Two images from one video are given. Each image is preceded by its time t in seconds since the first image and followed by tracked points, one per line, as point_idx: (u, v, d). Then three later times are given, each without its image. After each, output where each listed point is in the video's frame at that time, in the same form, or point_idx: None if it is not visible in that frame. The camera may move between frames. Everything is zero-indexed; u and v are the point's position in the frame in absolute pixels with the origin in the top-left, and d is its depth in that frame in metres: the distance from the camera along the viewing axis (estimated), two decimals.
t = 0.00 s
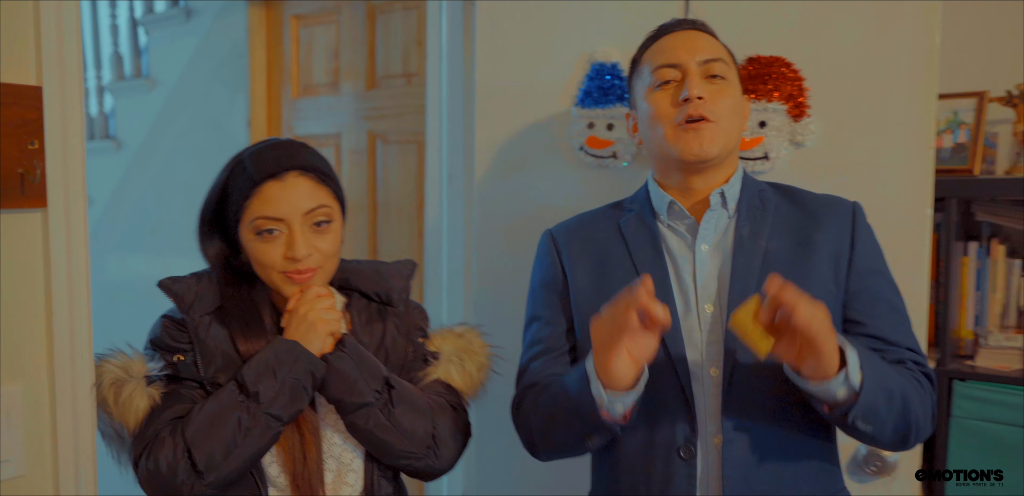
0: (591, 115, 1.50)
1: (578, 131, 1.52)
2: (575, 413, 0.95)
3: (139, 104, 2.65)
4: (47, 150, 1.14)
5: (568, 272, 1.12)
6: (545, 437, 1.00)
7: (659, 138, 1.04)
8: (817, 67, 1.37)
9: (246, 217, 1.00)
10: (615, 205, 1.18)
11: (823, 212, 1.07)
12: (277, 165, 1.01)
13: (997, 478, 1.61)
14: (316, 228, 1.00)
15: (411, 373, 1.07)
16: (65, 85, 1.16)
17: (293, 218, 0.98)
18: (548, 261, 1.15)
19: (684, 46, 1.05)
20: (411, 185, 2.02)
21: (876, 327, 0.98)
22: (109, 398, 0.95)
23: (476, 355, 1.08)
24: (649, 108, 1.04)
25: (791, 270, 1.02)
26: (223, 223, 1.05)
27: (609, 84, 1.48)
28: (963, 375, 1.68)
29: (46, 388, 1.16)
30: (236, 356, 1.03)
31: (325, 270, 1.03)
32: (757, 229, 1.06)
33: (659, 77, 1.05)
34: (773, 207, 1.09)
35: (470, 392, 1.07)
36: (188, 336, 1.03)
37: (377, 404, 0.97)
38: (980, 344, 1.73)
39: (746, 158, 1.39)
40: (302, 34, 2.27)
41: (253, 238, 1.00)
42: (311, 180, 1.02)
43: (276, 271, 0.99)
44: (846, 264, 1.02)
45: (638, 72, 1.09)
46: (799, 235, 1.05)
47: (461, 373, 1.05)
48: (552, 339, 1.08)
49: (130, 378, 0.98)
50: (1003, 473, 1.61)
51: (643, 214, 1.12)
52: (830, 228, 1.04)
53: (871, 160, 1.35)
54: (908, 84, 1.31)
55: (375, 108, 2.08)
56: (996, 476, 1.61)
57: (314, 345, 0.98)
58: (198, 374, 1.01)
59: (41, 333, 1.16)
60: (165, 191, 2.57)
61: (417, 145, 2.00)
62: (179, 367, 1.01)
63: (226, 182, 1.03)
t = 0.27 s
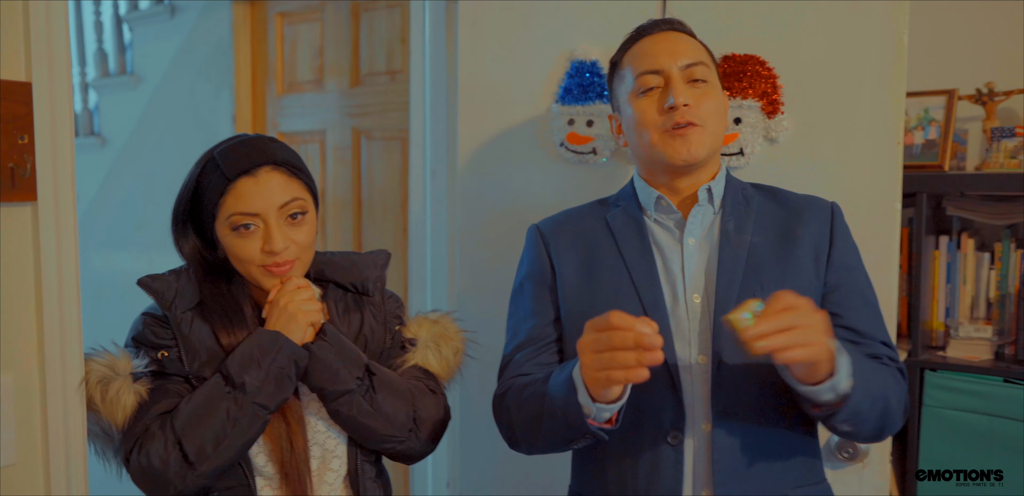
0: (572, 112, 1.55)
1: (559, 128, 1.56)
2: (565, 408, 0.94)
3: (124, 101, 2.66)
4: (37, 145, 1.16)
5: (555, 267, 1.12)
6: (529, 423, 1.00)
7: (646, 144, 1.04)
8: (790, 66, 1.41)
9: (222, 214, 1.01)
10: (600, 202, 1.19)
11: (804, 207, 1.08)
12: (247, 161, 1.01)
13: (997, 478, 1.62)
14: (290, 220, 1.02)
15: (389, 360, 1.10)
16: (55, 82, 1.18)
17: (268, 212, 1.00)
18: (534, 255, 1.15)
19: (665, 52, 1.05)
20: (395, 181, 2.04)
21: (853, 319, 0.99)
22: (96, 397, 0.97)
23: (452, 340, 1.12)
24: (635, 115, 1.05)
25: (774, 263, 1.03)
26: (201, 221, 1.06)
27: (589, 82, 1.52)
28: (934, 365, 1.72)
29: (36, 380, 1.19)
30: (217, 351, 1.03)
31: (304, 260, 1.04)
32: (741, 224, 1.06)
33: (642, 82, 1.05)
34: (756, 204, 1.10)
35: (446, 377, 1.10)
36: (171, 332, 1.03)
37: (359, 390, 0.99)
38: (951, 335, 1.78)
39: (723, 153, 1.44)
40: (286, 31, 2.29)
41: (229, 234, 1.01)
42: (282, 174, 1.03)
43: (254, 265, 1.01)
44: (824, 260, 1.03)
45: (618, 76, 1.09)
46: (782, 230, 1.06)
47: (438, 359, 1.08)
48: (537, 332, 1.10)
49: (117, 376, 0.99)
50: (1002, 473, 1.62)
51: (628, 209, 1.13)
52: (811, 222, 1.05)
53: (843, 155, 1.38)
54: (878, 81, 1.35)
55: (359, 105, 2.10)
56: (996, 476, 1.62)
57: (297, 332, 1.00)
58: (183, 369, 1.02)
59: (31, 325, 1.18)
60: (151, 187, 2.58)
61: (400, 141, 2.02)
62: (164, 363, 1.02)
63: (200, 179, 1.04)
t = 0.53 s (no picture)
0: (555, 110, 1.58)
1: (542, 126, 1.59)
2: (547, 430, 1.01)
3: (112, 99, 2.67)
4: (30, 141, 1.16)
5: (531, 263, 1.15)
6: (512, 433, 1.05)
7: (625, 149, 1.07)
8: (767, 67, 1.44)
9: (198, 205, 1.01)
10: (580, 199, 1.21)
11: (781, 213, 1.08)
12: (224, 151, 1.02)
13: (997, 478, 1.63)
14: (265, 209, 1.02)
15: (365, 355, 1.09)
16: (46, 79, 1.17)
17: (242, 201, 1.00)
18: (513, 254, 1.17)
19: (644, 57, 1.06)
20: (382, 179, 2.07)
21: (820, 324, 1.02)
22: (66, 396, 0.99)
23: (430, 334, 1.10)
24: (614, 119, 1.07)
25: (749, 268, 1.04)
26: (178, 215, 1.07)
27: (572, 81, 1.56)
28: (909, 358, 1.77)
29: (29, 377, 1.17)
30: (187, 347, 1.03)
31: (279, 251, 1.04)
32: (718, 228, 1.07)
33: (621, 87, 1.07)
34: (734, 207, 1.10)
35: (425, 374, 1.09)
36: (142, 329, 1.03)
37: (326, 388, 0.97)
38: (926, 329, 1.82)
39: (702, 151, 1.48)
40: (274, 30, 2.31)
41: (206, 225, 1.01)
42: (258, 164, 1.03)
43: (230, 254, 1.01)
44: (800, 267, 1.05)
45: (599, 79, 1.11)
46: (759, 234, 1.07)
47: (414, 353, 1.07)
48: (518, 330, 1.14)
49: (87, 374, 1.00)
50: (1002, 473, 1.62)
51: (604, 209, 1.14)
52: (788, 227, 1.07)
53: (818, 155, 1.42)
54: (853, 81, 1.39)
55: (346, 103, 2.13)
56: (995, 476, 1.63)
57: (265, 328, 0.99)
58: (152, 367, 1.03)
59: (23, 322, 1.17)
60: (138, 185, 2.59)
61: (387, 139, 2.05)
62: (133, 361, 1.02)
63: (177, 173, 1.05)
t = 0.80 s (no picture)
0: (545, 108, 1.60)
1: (532, 124, 1.61)
2: (522, 422, 1.04)
3: (104, 98, 2.68)
4: (29, 137, 1.19)
5: (515, 259, 1.17)
6: (493, 421, 1.08)
7: (606, 148, 1.08)
8: (752, 66, 1.47)
9: (182, 195, 1.02)
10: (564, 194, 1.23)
11: (757, 206, 1.10)
12: (202, 141, 1.04)
13: (997, 478, 1.64)
14: (246, 194, 1.03)
15: (357, 352, 1.09)
16: (46, 76, 1.20)
17: (223, 188, 1.01)
18: (498, 250, 1.20)
19: (625, 58, 1.07)
20: (374, 176, 2.09)
21: (795, 318, 1.04)
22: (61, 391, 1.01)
23: (424, 331, 1.10)
24: (595, 119, 1.08)
25: (723, 265, 1.06)
26: (161, 210, 1.07)
27: (561, 79, 1.59)
28: (893, 353, 1.80)
29: (27, 367, 1.21)
30: (173, 344, 1.03)
31: (267, 236, 1.04)
32: (694, 224, 1.09)
33: (602, 86, 1.08)
34: (710, 203, 1.12)
35: (418, 371, 1.08)
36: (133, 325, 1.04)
37: (313, 388, 0.97)
38: (909, 324, 1.85)
39: (688, 148, 1.51)
40: (266, 29, 2.33)
41: (191, 216, 1.02)
42: (236, 150, 1.05)
43: (217, 241, 1.01)
44: (776, 263, 1.06)
45: (581, 79, 1.12)
46: (733, 231, 1.09)
47: (407, 351, 1.07)
48: (501, 325, 1.16)
49: (81, 371, 1.03)
50: (1003, 473, 1.64)
51: (585, 205, 1.17)
52: (763, 224, 1.08)
53: (802, 152, 1.45)
54: (836, 80, 1.42)
55: (338, 102, 2.15)
56: (996, 476, 1.64)
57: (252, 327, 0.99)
58: (141, 363, 1.03)
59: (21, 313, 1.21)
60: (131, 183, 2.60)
61: (378, 138, 2.07)
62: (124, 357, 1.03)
63: (157, 168, 1.06)
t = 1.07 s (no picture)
0: (543, 107, 1.63)
1: (530, 122, 1.64)
2: (508, 421, 1.08)
3: (106, 97, 2.70)
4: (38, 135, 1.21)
5: (504, 258, 1.20)
6: (483, 416, 1.12)
7: (589, 143, 1.12)
8: (746, 66, 1.50)
9: (199, 190, 1.05)
10: (554, 190, 1.25)
11: (737, 205, 1.12)
12: (220, 137, 1.07)
13: (997, 478, 1.66)
14: (262, 191, 1.06)
15: (372, 351, 1.12)
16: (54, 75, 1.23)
17: (240, 186, 1.04)
18: (488, 249, 1.23)
19: (611, 57, 1.10)
20: (374, 175, 2.12)
21: (774, 316, 1.07)
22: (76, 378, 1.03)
23: (438, 333, 1.14)
24: (580, 115, 1.12)
25: (702, 265, 1.09)
26: (179, 203, 1.11)
27: (559, 79, 1.61)
28: (884, 348, 1.83)
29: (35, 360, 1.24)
30: (193, 335, 1.06)
31: (281, 234, 1.07)
32: (675, 224, 1.12)
33: (590, 84, 1.11)
34: (693, 202, 1.15)
35: (431, 371, 1.12)
36: (151, 316, 1.06)
37: (335, 383, 1.00)
38: (901, 319, 1.88)
39: (684, 146, 1.54)
40: (267, 29, 2.36)
41: (207, 211, 1.05)
42: (253, 148, 1.08)
43: (232, 237, 1.04)
44: (755, 262, 1.08)
45: (570, 74, 1.15)
46: (714, 230, 1.11)
47: (422, 351, 1.10)
48: (492, 321, 1.19)
49: (96, 358, 1.04)
50: (1002, 473, 1.66)
51: (572, 204, 1.19)
52: (742, 223, 1.10)
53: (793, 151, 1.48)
54: (828, 79, 1.45)
55: (338, 101, 2.17)
56: (996, 476, 1.66)
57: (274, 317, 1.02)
58: (160, 353, 1.05)
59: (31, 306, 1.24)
60: (132, 181, 2.62)
61: (378, 136, 2.09)
62: (141, 345, 1.05)
63: (176, 164, 1.09)
